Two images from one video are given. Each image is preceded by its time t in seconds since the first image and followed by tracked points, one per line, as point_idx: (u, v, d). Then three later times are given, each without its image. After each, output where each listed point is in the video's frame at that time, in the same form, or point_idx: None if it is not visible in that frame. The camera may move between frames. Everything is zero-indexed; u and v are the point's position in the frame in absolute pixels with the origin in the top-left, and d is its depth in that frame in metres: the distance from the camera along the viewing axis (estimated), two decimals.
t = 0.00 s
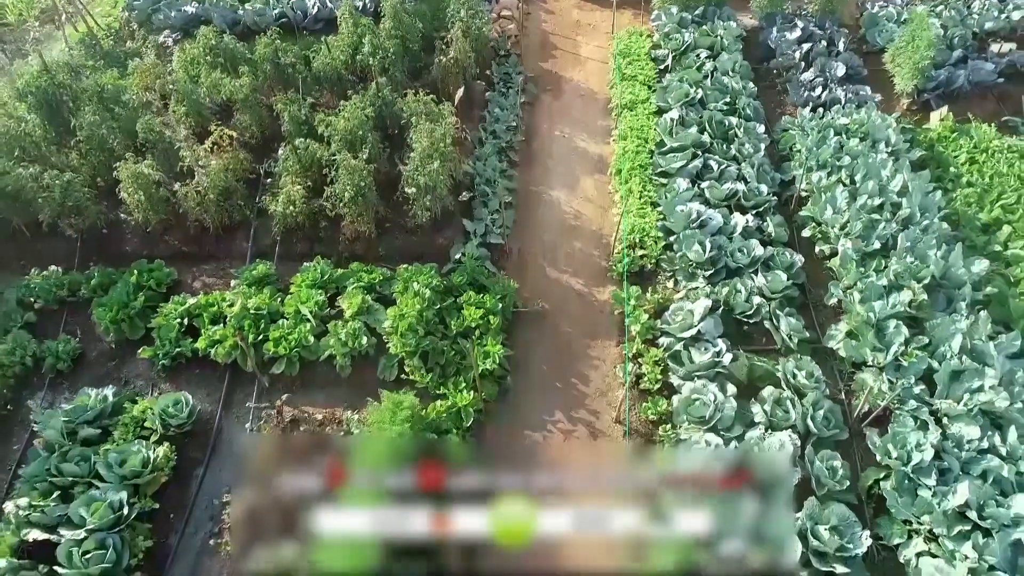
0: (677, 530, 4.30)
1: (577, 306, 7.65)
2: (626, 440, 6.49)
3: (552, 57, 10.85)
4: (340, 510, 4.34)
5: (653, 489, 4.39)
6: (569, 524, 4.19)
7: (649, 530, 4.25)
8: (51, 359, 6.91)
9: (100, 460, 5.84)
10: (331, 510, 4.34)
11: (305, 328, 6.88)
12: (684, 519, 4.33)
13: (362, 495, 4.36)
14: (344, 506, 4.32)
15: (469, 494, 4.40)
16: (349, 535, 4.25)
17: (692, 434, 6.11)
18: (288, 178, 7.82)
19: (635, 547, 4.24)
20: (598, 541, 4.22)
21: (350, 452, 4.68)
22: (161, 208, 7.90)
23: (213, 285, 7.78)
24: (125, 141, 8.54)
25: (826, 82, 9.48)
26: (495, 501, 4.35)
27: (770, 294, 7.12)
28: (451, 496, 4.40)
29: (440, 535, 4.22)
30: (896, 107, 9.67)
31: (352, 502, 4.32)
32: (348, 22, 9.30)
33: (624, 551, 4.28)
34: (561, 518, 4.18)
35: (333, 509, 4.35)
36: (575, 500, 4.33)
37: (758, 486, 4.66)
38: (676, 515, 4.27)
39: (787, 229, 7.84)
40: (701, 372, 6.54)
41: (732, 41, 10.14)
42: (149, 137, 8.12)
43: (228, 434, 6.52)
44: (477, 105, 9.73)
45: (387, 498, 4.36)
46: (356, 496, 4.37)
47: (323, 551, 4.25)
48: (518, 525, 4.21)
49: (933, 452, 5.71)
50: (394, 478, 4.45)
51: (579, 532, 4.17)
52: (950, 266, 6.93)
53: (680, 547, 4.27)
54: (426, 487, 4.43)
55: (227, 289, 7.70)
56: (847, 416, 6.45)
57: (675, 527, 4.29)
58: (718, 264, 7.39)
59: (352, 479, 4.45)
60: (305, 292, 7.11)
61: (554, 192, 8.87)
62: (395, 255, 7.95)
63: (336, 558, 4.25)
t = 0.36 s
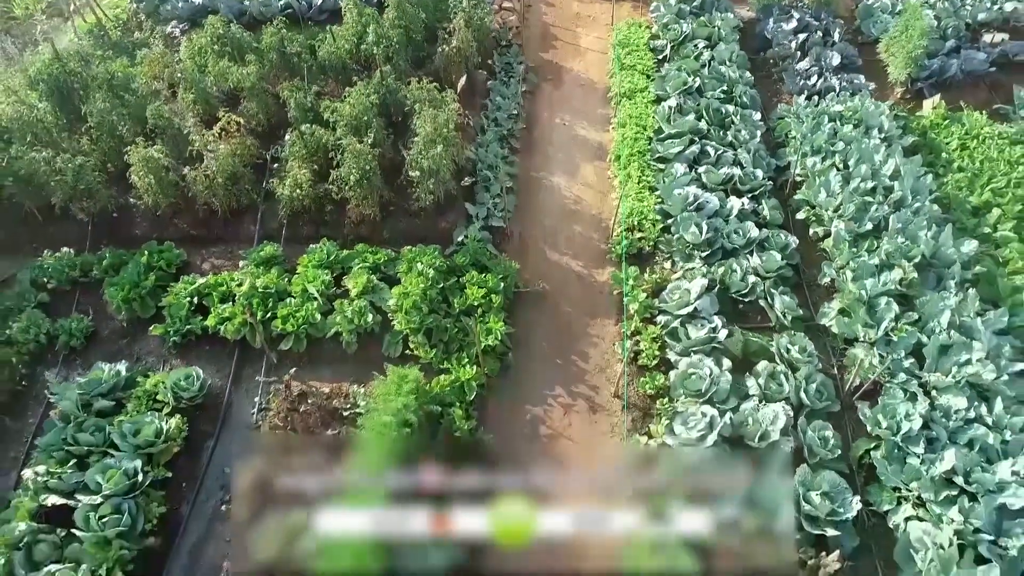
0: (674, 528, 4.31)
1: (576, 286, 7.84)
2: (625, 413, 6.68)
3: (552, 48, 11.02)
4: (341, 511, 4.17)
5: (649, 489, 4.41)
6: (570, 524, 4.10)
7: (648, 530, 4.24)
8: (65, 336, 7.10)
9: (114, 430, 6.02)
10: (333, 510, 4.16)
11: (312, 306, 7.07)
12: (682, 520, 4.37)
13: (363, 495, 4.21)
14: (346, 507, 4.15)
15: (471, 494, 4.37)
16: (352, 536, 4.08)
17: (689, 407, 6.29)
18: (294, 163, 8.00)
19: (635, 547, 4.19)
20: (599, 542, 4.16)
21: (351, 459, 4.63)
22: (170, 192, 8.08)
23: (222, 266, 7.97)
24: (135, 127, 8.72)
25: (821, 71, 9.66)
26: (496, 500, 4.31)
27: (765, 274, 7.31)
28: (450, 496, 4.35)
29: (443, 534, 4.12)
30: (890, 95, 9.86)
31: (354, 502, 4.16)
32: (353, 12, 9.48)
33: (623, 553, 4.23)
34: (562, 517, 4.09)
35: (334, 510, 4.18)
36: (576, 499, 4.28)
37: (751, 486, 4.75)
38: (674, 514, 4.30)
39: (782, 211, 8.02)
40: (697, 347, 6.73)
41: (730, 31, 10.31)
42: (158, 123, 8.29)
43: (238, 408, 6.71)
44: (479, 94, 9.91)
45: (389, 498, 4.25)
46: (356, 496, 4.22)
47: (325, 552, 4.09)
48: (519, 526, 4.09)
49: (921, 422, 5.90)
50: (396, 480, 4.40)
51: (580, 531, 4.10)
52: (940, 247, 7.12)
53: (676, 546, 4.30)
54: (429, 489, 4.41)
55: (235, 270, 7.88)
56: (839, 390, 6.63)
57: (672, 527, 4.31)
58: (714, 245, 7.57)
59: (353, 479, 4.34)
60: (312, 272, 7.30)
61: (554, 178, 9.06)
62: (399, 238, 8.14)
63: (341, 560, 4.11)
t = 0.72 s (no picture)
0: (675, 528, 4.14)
1: (575, 268, 8.03)
2: (624, 388, 6.87)
3: (552, 39, 11.19)
4: (339, 510, 4.04)
5: (653, 489, 4.23)
6: (570, 524, 3.96)
7: (649, 531, 4.07)
8: (78, 315, 7.28)
9: (129, 402, 6.21)
10: (332, 508, 4.04)
11: (319, 285, 7.25)
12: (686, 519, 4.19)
13: (363, 496, 4.13)
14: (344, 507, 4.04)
15: (468, 494, 4.25)
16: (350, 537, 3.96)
17: (686, 380, 6.46)
18: (300, 147, 8.18)
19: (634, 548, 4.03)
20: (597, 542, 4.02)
21: (344, 455, 4.53)
22: (180, 176, 8.26)
23: (230, 249, 8.16)
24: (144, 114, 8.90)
25: (817, 60, 9.83)
26: (494, 500, 4.19)
27: (761, 255, 7.49)
28: (447, 496, 4.24)
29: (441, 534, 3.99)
30: (884, 84, 10.05)
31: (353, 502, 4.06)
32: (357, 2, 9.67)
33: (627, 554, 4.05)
34: (563, 516, 3.95)
35: (333, 508, 4.05)
36: (576, 497, 4.15)
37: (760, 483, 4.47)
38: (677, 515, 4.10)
39: (777, 195, 8.21)
40: (694, 324, 6.91)
41: (727, 22, 10.45)
42: (168, 109, 8.47)
43: (248, 382, 6.90)
44: (481, 83, 10.10)
45: (391, 499, 4.17)
46: (356, 495, 4.13)
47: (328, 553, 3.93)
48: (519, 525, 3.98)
49: (911, 393, 6.08)
50: (395, 481, 4.33)
51: (580, 531, 3.96)
52: (931, 227, 7.30)
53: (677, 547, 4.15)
54: (425, 489, 4.31)
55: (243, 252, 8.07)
56: (831, 365, 6.82)
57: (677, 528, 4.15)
58: (711, 227, 7.76)
59: (353, 479, 4.25)
60: (318, 253, 7.49)
61: (554, 164, 9.25)
62: (403, 221, 8.33)
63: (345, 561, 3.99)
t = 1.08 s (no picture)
0: (677, 527, 5.20)
1: (575, 250, 8.22)
2: (622, 363, 7.06)
3: (552, 29, 11.37)
4: (342, 514, 5.05)
5: (649, 492, 5.38)
6: (569, 524, 5.23)
7: (648, 529, 5.20)
8: (90, 294, 7.46)
9: (141, 375, 6.40)
10: (333, 511, 5.07)
11: (325, 265, 7.44)
12: (686, 518, 5.23)
13: (364, 499, 5.09)
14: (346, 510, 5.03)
15: (468, 498, 5.37)
16: (353, 534, 4.95)
17: (683, 355, 6.64)
18: (306, 132, 8.36)
19: (633, 543, 5.18)
20: (598, 539, 5.23)
21: (352, 454, 5.38)
22: (188, 161, 8.44)
23: (238, 231, 8.35)
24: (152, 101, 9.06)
25: (811, 49, 10.01)
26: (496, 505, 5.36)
27: (756, 236, 7.67)
28: (447, 499, 5.29)
29: (440, 532, 5.05)
30: (878, 73, 10.23)
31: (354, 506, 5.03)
32: None
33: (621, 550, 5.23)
34: (562, 518, 5.24)
35: (334, 510, 5.08)
36: (571, 505, 5.35)
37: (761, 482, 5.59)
38: (673, 513, 5.22)
39: (771, 179, 8.40)
40: (691, 302, 7.09)
41: (724, 12, 10.63)
42: (176, 95, 8.64)
43: (256, 358, 7.09)
44: (482, 72, 10.28)
45: (388, 499, 5.10)
46: (358, 497, 5.11)
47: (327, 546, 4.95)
48: (520, 523, 5.24)
49: (899, 365, 6.28)
50: (394, 480, 5.24)
51: (579, 530, 5.20)
52: (920, 209, 7.50)
53: (679, 543, 5.16)
54: (428, 489, 5.32)
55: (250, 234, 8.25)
56: (824, 341, 7.01)
57: (674, 524, 5.22)
58: (707, 210, 7.95)
59: (354, 479, 5.19)
60: (324, 233, 7.66)
61: (554, 151, 9.44)
62: (406, 204, 8.51)
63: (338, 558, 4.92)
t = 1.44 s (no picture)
0: (679, 527, 4.93)
1: (573, 232, 8.42)
2: (618, 340, 7.25)
3: (552, 21, 11.54)
4: (342, 511, 4.85)
5: (643, 493, 5.08)
6: (569, 524, 4.89)
7: (648, 528, 4.90)
8: (101, 274, 7.65)
9: (152, 349, 6.60)
10: (332, 510, 4.83)
11: (330, 245, 7.63)
12: (685, 519, 4.95)
13: (363, 498, 4.88)
14: (345, 508, 4.83)
15: (468, 495, 5.11)
16: (353, 534, 4.78)
17: (678, 331, 6.83)
18: (311, 118, 8.55)
19: (633, 545, 4.86)
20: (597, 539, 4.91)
21: (347, 453, 5.17)
22: (196, 147, 8.64)
23: (244, 215, 8.55)
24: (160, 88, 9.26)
25: (806, 39, 10.19)
26: (496, 505, 5.02)
27: (750, 218, 7.86)
28: (447, 497, 5.05)
29: (441, 531, 4.82)
30: (871, 63, 10.42)
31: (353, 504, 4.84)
32: None
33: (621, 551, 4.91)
34: (562, 518, 4.87)
35: (332, 510, 4.85)
36: (569, 504, 5.02)
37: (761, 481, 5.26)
38: (675, 514, 4.92)
39: (766, 164, 8.59)
40: (686, 281, 7.29)
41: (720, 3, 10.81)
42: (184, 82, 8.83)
43: (262, 335, 7.29)
44: (483, 61, 10.47)
45: (387, 498, 4.91)
46: (358, 496, 4.89)
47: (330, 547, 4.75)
48: (519, 523, 4.89)
49: (888, 340, 6.47)
50: (395, 480, 5.02)
51: (579, 529, 4.88)
52: (910, 192, 7.69)
53: (678, 543, 4.89)
54: (427, 488, 5.08)
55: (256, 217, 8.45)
56: (815, 318, 7.20)
57: (675, 525, 4.92)
58: (702, 193, 8.15)
59: (354, 479, 4.97)
60: (328, 215, 7.85)
61: (554, 138, 9.63)
62: (408, 188, 8.71)
63: (337, 557, 4.76)
